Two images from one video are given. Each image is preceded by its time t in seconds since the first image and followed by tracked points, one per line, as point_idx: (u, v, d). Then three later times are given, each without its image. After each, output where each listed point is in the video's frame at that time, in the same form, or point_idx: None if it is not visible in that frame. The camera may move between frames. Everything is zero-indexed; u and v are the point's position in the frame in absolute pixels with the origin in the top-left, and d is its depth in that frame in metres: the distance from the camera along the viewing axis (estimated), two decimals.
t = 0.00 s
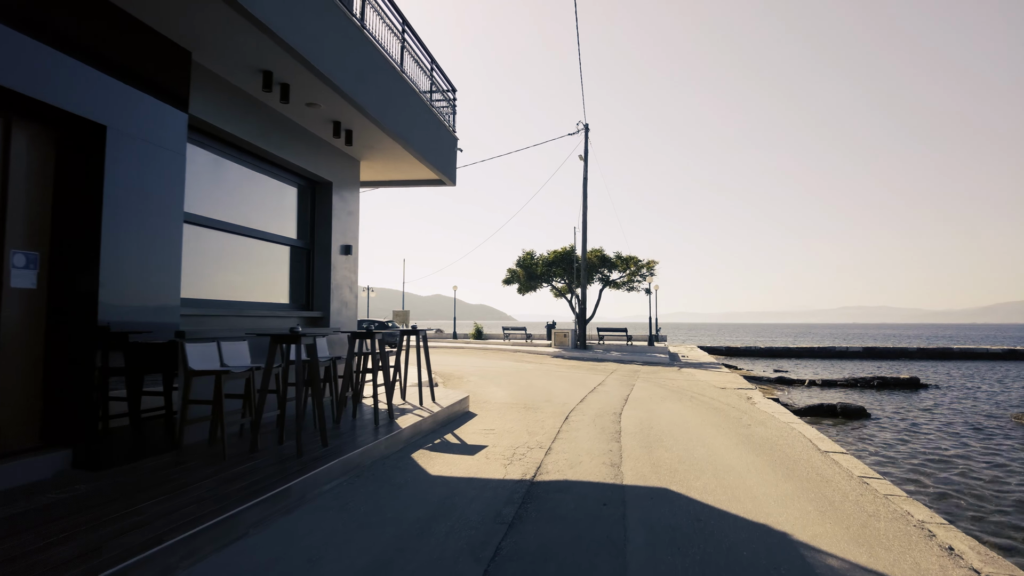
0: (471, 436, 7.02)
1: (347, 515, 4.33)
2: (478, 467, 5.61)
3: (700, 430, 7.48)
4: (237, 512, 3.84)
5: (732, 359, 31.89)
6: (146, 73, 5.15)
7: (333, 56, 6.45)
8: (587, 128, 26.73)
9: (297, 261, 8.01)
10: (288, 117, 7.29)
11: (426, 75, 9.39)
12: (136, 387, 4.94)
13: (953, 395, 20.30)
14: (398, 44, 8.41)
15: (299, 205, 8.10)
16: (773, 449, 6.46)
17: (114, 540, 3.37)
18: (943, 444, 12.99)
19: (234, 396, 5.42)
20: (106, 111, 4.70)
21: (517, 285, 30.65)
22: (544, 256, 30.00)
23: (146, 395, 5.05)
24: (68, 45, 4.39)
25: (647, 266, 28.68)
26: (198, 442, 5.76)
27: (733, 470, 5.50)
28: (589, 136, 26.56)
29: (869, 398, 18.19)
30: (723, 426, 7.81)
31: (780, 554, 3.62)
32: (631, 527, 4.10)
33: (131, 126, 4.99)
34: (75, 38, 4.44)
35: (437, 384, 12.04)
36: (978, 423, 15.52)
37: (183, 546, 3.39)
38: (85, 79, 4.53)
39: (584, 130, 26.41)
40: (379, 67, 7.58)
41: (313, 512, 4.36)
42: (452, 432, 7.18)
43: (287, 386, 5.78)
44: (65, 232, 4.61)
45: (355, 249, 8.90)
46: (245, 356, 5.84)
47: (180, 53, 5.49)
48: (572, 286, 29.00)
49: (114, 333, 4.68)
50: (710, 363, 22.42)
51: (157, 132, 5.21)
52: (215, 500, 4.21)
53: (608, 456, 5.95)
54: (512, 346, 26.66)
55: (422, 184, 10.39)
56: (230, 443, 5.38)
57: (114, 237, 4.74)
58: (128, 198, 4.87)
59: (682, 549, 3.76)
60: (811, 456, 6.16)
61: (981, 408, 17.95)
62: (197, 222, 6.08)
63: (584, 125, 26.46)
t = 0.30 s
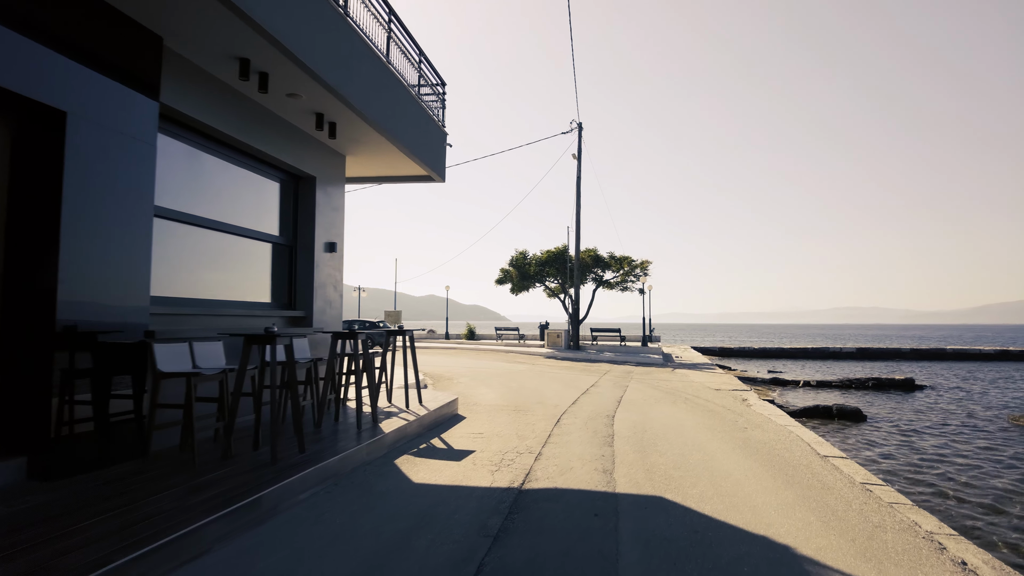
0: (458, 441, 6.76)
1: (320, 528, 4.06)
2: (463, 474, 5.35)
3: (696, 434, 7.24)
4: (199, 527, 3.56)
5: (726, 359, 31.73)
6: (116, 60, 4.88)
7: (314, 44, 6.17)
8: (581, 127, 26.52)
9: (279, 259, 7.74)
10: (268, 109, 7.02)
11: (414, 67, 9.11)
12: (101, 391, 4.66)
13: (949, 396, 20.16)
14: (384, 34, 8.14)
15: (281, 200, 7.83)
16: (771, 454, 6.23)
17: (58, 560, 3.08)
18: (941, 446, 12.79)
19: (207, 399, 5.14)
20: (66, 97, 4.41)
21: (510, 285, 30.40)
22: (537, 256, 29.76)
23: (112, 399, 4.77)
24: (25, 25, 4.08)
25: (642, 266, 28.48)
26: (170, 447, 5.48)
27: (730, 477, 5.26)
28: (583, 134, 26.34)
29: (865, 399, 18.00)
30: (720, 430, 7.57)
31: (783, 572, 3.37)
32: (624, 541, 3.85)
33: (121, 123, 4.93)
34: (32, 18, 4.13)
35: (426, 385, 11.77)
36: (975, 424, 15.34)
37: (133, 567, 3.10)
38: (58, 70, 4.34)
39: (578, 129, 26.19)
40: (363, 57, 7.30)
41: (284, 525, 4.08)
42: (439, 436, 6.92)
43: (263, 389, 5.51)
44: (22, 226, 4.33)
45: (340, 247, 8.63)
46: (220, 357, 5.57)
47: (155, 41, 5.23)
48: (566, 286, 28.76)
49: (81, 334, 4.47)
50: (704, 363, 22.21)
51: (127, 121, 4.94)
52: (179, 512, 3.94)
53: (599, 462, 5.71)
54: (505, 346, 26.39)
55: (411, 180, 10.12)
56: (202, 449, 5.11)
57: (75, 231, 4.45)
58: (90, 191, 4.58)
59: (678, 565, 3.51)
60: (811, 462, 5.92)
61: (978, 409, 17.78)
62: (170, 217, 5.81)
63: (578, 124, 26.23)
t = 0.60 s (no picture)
0: (440, 448, 6.47)
1: (286, 546, 3.77)
2: (442, 485, 5.08)
3: (686, 440, 7.00)
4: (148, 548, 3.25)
5: (715, 360, 31.64)
6: (76, 45, 4.56)
7: (289, 32, 5.86)
8: (570, 126, 26.30)
9: (252, 258, 7.43)
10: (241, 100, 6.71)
11: (396, 60, 8.83)
12: (56, 397, 4.33)
13: (938, 398, 20.10)
14: (364, 25, 7.85)
15: (256, 196, 7.51)
16: (764, 462, 6.00)
17: None
18: (932, 447, 12.66)
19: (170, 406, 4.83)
20: (15, 83, 4.06)
21: (498, 286, 30.11)
22: (525, 256, 29.50)
23: (68, 406, 4.45)
24: None
25: (631, 266, 28.33)
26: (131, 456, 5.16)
27: (722, 488, 5.01)
28: (572, 134, 26.14)
29: (855, 400, 17.89)
30: (710, 435, 7.34)
31: None
32: (612, 559, 3.59)
33: (79, 114, 4.58)
34: None
35: (409, 388, 11.46)
36: (965, 426, 15.24)
37: None
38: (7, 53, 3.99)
39: (567, 128, 25.97)
40: (341, 47, 7.02)
41: (246, 543, 3.79)
42: (419, 443, 6.63)
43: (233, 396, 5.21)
44: None
45: (318, 246, 8.32)
46: (185, 361, 5.26)
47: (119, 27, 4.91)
48: (554, 287, 28.54)
49: (37, 336, 4.19)
50: (693, 364, 22.06)
51: (85, 110, 4.62)
52: (131, 530, 3.63)
53: (586, 471, 5.45)
54: (493, 347, 26.11)
55: (393, 178, 9.81)
56: (165, 459, 4.80)
57: (24, 226, 4.13)
58: (41, 184, 4.26)
59: None
60: (805, 470, 5.70)
61: (967, 410, 17.72)
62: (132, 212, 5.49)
63: (567, 123, 26.03)
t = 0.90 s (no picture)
0: (421, 451, 6.18)
1: (248, 558, 3.46)
2: (421, 490, 4.79)
3: (678, 441, 6.76)
4: (91, 562, 2.94)
5: (706, 360, 31.50)
6: (27, 18, 4.22)
7: (261, 12, 5.55)
8: (560, 124, 26.08)
9: (227, 252, 7.11)
10: (213, 85, 6.39)
11: (378, 48, 8.54)
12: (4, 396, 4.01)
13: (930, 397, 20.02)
14: (344, 9, 7.55)
15: (231, 188, 7.20)
16: (760, 464, 5.76)
17: None
18: (926, 447, 12.49)
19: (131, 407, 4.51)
20: None
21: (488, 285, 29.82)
22: (515, 255, 29.23)
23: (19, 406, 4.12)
24: None
25: (621, 265, 28.14)
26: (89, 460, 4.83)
27: (718, 492, 4.76)
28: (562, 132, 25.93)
29: (846, 400, 17.75)
30: (702, 436, 7.10)
31: None
32: (601, 571, 3.32)
33: (28, 94, 4.23)
34: None
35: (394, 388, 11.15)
36: (958, 425, 15.11)
37: None
38: None
39: (557, 126, 25.74)
40: (319, 31, 6.71)
41: (205, 555, 3.48)
42: (399, 445, 6.34)
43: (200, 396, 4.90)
44: None
45: (297, 240, 8.00)
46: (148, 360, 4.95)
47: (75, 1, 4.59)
48: (544, 286, 28.30)
49: None
50: (684, 364, 21.87)
51: (34, 90, 4.27)
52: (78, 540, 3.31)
53: (574, 474, 5.18)
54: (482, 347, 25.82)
55: (377, 171, 9.50)
56: (124, 464, 4.48)
57: None
58: None
59: None
60: (802, 472, 5.46)
61: (959, 409, 17.60)
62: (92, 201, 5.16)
63: (557, 121, 25.80)
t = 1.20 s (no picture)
0: (407, 456, 5.88)
1: None
2: (404, 501, 4.49)
3: (675, 445, 6.48)
4: None
5: (701, 359, 31.29)
6: None
7: None
8: (554, 121, 25.82)
9: (204, 247, 6.78)
10: (185, 70, 6.05)
11: (364, 36, 8.23)
12: None
13: (927, 397, 19.87)
14: None
15: (208, 180, 6.87)
16: (761, 470, 5.49)
17: None
18: (925, 448, 12.27)
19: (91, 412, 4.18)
20: None
21: (481, 284, 29.53)
22: (509, 253, 28.94)
23: None
24: None
25: (616, 263, 27.89)
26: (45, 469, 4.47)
27: (720, 502, 4.47)
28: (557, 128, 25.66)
29: (843, 400, 17.54)
30: (700, 439, 6.83)
31: None
32: None
33: None
34: None
35: (383, 389, 10.84)
36: (957, 426, 14.90)
37: None
38: None
39: (551, 122, 25.47)
40: (300, 14, 6.39)
41: None
42: (384, 450, 6.03)
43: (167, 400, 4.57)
44: None
45: (279, 235, 7.69)
46: (110, 360, 4.68)
47: None
48: (538, 284, 28.03)
49: None
50: (679, 363, 21.63)
51: None
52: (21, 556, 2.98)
53: (567, 482, 4.89)
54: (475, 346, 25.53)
55: (364, 164, 9.19)
56: (82, 473, 4.14)
57: None
58: None
59: None
60: (806, 480, 5.19)
61: (957, 410, 17.41)
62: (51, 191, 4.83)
63: (551, 117, 25.53)
